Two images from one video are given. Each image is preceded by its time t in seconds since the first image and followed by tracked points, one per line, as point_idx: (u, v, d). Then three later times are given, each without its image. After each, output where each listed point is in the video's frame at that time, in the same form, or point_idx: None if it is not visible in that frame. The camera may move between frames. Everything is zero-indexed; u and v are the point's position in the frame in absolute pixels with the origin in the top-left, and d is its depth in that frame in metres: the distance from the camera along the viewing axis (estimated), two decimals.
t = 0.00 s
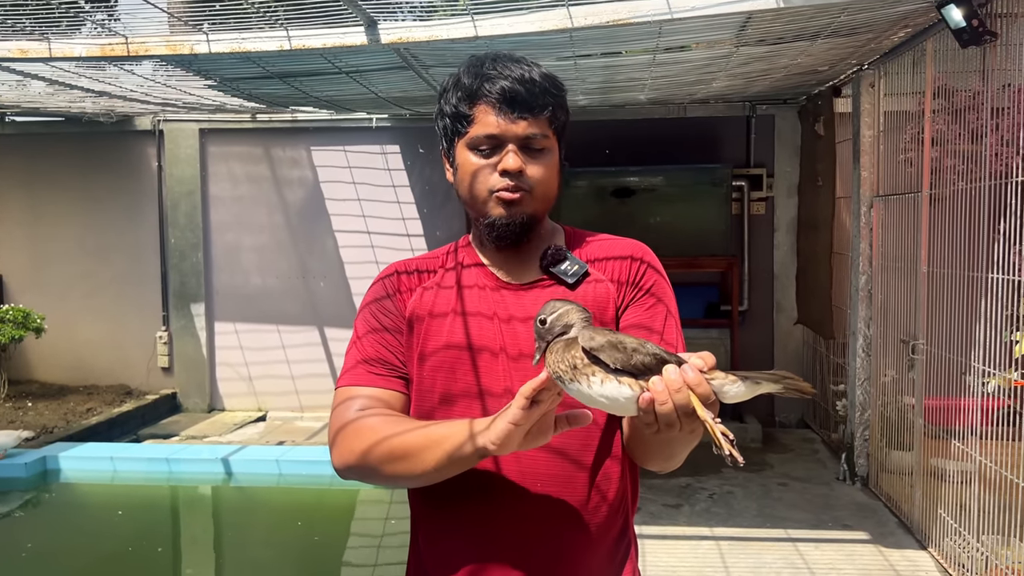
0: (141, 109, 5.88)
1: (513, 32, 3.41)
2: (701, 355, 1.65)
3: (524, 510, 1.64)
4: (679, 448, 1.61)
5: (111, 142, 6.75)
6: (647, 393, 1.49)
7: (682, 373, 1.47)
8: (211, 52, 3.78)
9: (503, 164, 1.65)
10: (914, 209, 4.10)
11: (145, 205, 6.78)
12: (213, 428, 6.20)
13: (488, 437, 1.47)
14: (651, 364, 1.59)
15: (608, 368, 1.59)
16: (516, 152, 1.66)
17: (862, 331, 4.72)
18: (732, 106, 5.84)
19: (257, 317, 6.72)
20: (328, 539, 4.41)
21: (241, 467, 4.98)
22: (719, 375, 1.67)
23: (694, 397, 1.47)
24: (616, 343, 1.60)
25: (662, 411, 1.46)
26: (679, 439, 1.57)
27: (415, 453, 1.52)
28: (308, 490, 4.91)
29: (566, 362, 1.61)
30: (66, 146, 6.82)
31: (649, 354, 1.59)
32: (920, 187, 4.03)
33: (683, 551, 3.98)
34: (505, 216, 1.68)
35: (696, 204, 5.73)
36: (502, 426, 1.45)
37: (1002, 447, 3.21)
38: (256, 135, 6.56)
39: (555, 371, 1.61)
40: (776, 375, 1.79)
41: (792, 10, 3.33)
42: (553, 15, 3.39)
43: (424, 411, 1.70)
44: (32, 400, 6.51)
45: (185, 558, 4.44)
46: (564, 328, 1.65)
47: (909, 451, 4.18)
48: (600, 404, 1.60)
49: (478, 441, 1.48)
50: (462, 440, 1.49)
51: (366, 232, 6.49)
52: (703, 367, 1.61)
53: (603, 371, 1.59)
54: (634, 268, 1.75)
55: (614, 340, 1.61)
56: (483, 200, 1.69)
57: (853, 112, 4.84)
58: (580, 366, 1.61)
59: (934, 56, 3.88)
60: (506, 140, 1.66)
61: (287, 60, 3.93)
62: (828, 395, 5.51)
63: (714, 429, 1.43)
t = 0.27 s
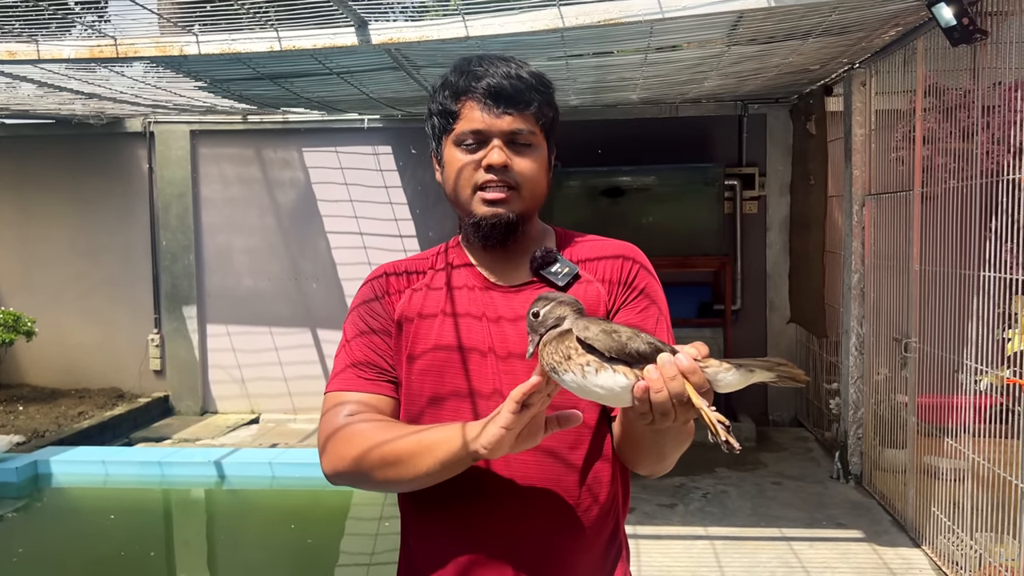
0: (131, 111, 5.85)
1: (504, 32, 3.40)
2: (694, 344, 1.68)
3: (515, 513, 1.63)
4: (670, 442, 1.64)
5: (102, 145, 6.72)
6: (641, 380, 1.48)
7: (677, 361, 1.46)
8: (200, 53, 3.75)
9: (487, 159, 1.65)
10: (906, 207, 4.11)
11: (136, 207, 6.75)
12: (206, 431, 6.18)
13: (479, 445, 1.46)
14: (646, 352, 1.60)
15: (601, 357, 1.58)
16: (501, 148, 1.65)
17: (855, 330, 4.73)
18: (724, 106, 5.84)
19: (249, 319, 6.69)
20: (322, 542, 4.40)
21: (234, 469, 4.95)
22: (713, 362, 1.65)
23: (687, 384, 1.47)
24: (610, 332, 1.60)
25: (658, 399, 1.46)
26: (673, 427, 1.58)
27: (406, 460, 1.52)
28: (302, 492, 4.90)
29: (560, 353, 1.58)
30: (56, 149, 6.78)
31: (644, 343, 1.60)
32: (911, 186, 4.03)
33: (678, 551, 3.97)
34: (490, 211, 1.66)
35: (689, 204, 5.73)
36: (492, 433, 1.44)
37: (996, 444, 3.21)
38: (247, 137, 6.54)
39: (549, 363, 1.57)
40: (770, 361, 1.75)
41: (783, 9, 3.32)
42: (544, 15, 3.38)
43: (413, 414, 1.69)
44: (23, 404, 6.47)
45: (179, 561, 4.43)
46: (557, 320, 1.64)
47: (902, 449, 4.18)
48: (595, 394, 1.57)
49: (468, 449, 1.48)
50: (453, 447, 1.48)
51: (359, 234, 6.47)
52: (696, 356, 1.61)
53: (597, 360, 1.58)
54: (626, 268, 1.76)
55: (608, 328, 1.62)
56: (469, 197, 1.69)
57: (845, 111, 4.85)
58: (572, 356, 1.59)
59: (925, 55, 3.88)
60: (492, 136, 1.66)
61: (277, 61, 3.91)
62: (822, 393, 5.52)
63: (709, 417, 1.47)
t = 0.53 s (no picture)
0: (121, 112, 5.83)
1: (494, 33, 3.39)
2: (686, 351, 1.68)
3: (505, 517, 1.62)
4: (660, 449, 1.65)
5: (91, 146, 6.68)
6: (632, 388, 1.48)
7: (669, 369, 1.46)
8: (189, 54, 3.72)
9: (476, 157, 1.64)
10: (896, 206, 4.12)
11: (126, 209, 6.72)
12: (197, 433, 6.15)
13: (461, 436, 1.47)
14: (638, 360, 1.59)
15: (593, 364, 1.58)
16: (490, 144, 1.65)
17: (846, 328, 4.74)
18: (715, 105, 5.85)
19: (240, 321, 6.67)
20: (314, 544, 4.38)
21: (225, 472, 4.92)
22: (705, 371, 1.64)
23: (679, 393, 1.47)
24: (602, 339, 1.59)
25: (648, 407, 1.46)
26: (663, 435, 1.58)
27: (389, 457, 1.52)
28: (294, 494, 4.88)
29: (551, 360, 1.63)
30: (45, 150, 6.75)
31: (636, 350, 1.59)
32: (901, 185, 4.05)
33: (670, 551, 3.97)
34: (479, 207, 1.66)
35: (680, 204, 5.74)
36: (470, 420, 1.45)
37: (987, 442, 3.22)
38: (238, 138, 6.52)
39: (540, 369, 1.63)
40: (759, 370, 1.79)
41: (773, 9, 3.33)
42: (534, 15, 3.38)
43: (404, 417, 1.68)
44: (12, 408, 6.44)
45: (170, 564, 4.41)
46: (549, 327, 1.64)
47: (894, 447, 4.20)
48: (586, 401, 1.57)
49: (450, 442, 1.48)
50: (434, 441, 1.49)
51: (350, 235, 6.46)
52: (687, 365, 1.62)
53: (588, 367, 1.57)
54: (619, 268, 1.75)
55: (599, 334, 1.61)
56: (459, 195, 1.68)
57: (835, 110, 4.86)
58: (564, 363, 1.60)
59: (914, 54, 3.90)
60: (481, 133, 1.66)
61: (267, 62, 3.90)
62: (813, 392, 5.53)
63: (699, 424, 1.47)
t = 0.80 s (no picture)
0: (109, 114, 5.80)
1: (482, 34, 3.38)
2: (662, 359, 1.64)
3: (492, 520, 1.62)
4: (645, 456, 1.61)
5: (79, 147, 6.65)
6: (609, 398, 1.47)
7: (646, 380, 1.45)
8: (176, 55, 3.70)
9: (470, 171, 1.65)
10: (884, 206, 4.14)
11: (114, 211, 6.69)
12: (187, 436, 6.13)
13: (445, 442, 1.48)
14: (615, 370, 1.58)
15: (570, 374, 1.58)
16: (484, 160, 1.65)
17: (835, 328, 4.76)
18: (704, 106, 5.87)
19: (230, 323, 6.64)
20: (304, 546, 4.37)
21: (215, 474, 4.90)
22: (682, 381, 1.64)
23: (656, 403, 1.46)
24: (579, 348, 1.59)
25: (625, 416, 1.45)
26: (643, 444, 1.56)
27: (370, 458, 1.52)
28: (284, 496, 4.87)
29: (530, 370, 1.62)
30: (32, 152, 6.70)
31: (613, 360, 1.59)
32: (889, 185, 4.07)
33: (660, 551, 3.98)
34: (472, 224, 1.67)
35: (671, 204, 5.75)
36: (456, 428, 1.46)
37: (973, 441, 3.24)
38: (227, 139, 6.50)
39: (518, 378, 1.62)
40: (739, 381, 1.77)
41: (760, 10, 3.34)
42: (523, 16, 3.38)
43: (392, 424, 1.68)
44: None
45: (159, 567, 4.39)
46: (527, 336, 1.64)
47: (882, 446, 4.21)
48: (563, 411, 1.57)
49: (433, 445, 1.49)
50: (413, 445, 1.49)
51: (340, 236, 6.45)
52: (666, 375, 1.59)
53: (566, 377, 1.57)
54: (607, 271, 1.74)
55: (577, 344, 1.60)
56: (452, 207, 1.68)
57: (823, 111, 4.88)
58: (541, 372, 1.60)
59: (901, 55, 3.92)
60: (474, 147, 1.66)
61: (255, 63, 3.88)
62: (803, 392, 5.55)
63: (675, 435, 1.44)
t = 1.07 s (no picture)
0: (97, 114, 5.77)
1: (471, 35, 3.38)
2: (646, 376, 1.65)
3: (477, 524, 1.62)
4: (634, 469, 1.60)
5: (68, 148, 6.62)
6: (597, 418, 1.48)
7: (632, 399, 1.45)
8: (163, 56, 3.68)
9: (460, 163, 1.65)
10: (871, 207, 4.15)
11: (102, 212, 6.66)
12: (175, 438, 6.10)
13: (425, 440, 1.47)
14: (601, 390, 1.57)
15: (557, 395, 1.58)
16: (474, 152, 1.65)
17: (824, 329, 4.78)
18: (694, 107, 5.88)
19: (218, 324, 6.62)
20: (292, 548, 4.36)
21: (203, 477, 4.88)
22: (669, 400, 1.63)
23: (644, 422, 1.47)
24: (565, 368, 1.58)
25: (613, 436, 1.46)
26: (631, 461, 1.57)
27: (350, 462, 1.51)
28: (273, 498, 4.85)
29: (516, 389, 1.62)
30: (20, 153, 6.67)
31: (599, 379, 1.58)
32: (877, 186, 4.08)
33: (649, 552, 3.98)
34: (461, 214, 1.66)
35: (660, 205, 5.76)
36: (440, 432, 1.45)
37: (960, 441, 3.25)
38: (216, 140, 6.48)
39: (504, 399, 1.62)
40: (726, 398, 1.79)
41: (748, 12, 3.35)
42: (511, 17, 3.37)
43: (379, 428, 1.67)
44: None
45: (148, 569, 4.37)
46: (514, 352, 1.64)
47: (871, 446, 4.23)
48: (551, 431, 1.58)
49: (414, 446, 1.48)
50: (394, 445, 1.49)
51: (330, 236, 6.43)
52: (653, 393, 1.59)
53: (553, 397, 1.57)
54: (594, 274, 1.73)
55: (564, 364, 1.60)
56: (442, 200, 1.68)
57: (812, 112, 4.90)
58: (529, 392, 1.60)
59: (889, 56, 3.93)
60: (464, 139, 1.66)
61: (242, 63, 3.86)
62: (792, 392, 5.56)
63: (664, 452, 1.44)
